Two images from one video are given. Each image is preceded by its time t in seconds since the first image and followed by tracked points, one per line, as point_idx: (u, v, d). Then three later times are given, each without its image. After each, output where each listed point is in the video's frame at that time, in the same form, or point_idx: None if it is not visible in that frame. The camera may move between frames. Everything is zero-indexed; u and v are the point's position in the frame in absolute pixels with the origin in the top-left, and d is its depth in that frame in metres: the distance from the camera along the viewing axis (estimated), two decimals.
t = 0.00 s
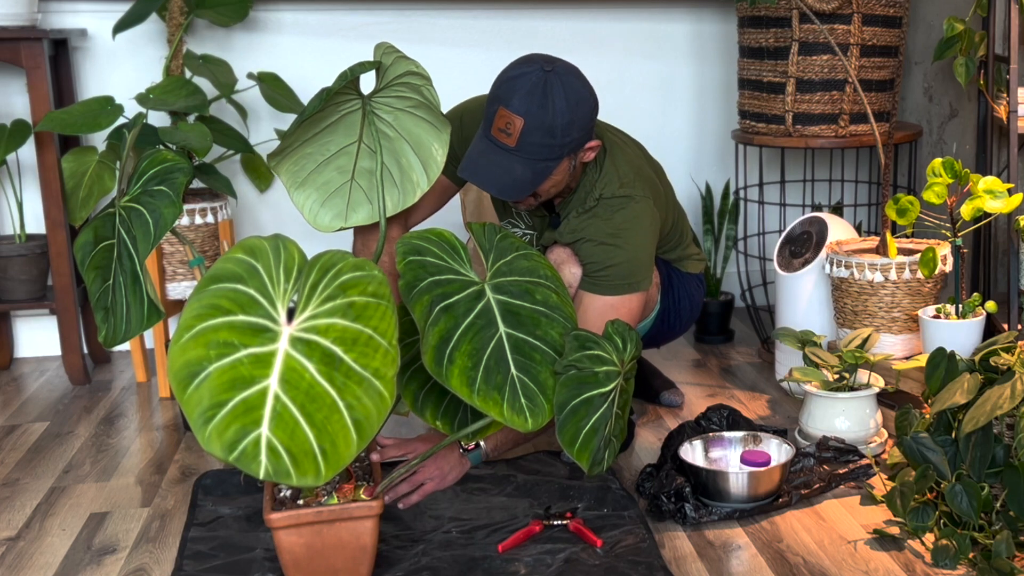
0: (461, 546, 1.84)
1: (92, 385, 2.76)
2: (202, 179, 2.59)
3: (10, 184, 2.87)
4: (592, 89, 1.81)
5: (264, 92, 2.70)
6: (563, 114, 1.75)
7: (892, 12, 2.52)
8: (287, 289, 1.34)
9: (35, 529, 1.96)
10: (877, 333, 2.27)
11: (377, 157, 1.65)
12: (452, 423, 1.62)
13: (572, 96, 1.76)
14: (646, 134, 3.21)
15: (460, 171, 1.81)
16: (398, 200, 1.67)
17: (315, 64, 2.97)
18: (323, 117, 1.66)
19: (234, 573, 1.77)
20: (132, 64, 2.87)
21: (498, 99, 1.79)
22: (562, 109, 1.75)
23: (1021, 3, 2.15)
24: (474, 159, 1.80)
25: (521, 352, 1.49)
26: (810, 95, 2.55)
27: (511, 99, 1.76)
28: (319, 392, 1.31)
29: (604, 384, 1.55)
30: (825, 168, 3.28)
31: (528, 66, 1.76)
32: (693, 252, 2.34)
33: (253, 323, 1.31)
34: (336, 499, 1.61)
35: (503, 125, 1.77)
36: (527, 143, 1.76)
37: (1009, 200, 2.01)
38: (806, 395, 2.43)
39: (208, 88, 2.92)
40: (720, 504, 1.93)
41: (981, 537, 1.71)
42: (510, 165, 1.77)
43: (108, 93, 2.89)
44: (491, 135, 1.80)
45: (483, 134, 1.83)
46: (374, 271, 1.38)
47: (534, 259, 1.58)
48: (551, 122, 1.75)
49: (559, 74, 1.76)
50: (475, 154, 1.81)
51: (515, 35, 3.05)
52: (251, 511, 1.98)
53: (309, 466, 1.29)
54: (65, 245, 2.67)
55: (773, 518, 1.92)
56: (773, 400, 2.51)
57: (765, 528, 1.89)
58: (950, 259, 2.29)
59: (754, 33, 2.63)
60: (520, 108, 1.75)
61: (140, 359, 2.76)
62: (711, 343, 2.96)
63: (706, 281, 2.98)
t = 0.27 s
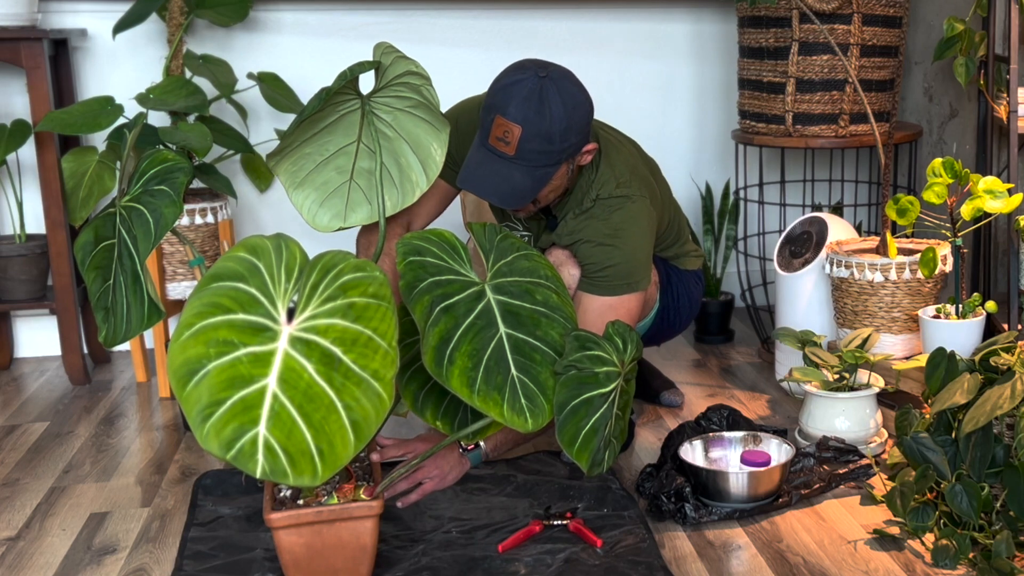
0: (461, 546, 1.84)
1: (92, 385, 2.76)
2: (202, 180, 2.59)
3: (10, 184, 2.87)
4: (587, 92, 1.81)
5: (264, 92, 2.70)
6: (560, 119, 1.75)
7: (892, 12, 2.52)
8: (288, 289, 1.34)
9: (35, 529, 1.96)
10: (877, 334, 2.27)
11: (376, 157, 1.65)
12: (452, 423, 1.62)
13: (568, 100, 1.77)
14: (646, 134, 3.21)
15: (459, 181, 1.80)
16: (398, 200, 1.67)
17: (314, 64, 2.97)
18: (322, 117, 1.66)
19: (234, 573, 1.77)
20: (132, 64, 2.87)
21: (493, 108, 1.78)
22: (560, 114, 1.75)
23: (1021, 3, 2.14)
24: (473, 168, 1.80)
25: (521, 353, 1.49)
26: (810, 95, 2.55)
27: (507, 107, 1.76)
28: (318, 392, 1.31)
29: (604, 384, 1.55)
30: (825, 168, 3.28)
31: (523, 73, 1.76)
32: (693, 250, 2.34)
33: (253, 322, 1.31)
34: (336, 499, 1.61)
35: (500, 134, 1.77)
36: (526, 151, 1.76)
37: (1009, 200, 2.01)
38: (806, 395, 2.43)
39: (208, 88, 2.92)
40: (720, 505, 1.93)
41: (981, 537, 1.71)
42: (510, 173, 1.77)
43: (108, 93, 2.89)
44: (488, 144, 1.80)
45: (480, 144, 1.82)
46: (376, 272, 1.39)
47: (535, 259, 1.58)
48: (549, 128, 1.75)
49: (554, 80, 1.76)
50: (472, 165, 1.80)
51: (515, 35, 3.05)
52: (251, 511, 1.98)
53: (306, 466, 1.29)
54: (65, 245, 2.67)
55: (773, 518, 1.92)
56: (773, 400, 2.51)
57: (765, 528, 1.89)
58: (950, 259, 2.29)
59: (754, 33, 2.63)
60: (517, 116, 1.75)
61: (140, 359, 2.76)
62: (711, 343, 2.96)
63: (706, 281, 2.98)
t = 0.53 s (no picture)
0: (461, 546, 1.84)
1: (92, 385, 2.76)
2: (201, 180, 2.59)
3: (10, 184, 2.87)
4: (583, 93, 1.81)
5: (264, 92, 2.70)
6: (557, 122, 1.75)
7: (892, 12, 2.52)
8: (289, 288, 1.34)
9: (35, 529, 1.96)
10: (877, 333, 2.27)
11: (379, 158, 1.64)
12: (453, 423, 1.62)
13: (564, 101, 1.77)
14: (646, 134, 3.22)
15: (457, 186, 1.80)
16: (401, 201, 1.68)
17: (314, 64, 2.97)
18: (326, 117, 1.66)
19: (234, 573, 1.77)
20: (132, 64, 2.87)
21: (490, 111, 1.78)
22: (556, 116, 1.75)
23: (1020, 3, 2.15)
24: (472, 172, 1.80)
25: (521, 353, 1.49)
26: (810, 95, 2.55)
27: (504, 110, 1.76)
28: (320, 390, 1.31)
29: (604, 383, 1.55)
30: (825, 168, 3.28)
31: (518, 76, 1.76)
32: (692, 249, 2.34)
33: (255, 321, 1.31)
34: (336, 499, 1.61)
35: (498, 137, 1.77)
36: (524, 154, 1.76)
37: (1009, 200, 2.01)
38: (806, 395, 2.43)
39: (208, 88, 2.92)
40: (720, 504, 1.93)
41: (981, 537, 1.71)
42: (508, 176, 1.77)
43: (108, 93, 2.89)
44: (486, 148, 1.80)
45: (478, 147, 1.82)
46: (376, 271, 1.39)
47: (535, 259, 1.58)
48: (546, 129, 1.75)
49: (550, 81, 1.76)
50: (471, 168, 1.80)
51: (515, 35, 3.05)
52: (251, 511, 1.98)
53: (309, 465, 1.29)
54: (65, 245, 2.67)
55: (773, 518, 1.92)
56: (773, 400, 2.51)
57: (765, 528, 1.89)
58: (950, 259, 2.29)
59: (754, 33, 2.63)
60: (514, 119, 1.75)
61: (140, 359, 2.76)
62: (711, 343, 2.96)
63: (706, 281, 2.98)
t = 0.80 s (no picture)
0: (461, 546, 1.84)
1: (92, 385, 2.76)
2: (201, 180, 2.59)
3: (10, 184, 2.87)
4: (588, 91, 1.81)
5: (264, 92, 2.70)
6: (562, 118, 1.75)
7: (892, 12, 2.52)
8: (288, 289, 1.34)
9: (35, 529, 1.96)
10: (877, 333, 2.27)
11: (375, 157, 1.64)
12: (452, 423, 1.62)
13: (570, 97, 1.77)
14: (646, 134, 3.22)
15: (461, 181, 1.80)
16: (397, 200, 1.68)
17: (314, 64, 2.97)
18: (322, 117, 1.66)
19: (234, 573, 1.77)
20: (132, 64, 2.87)
21: (496, 107, 1.78)
22: (561, 112, 1.75)
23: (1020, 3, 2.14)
24: (476, 167, 1.79)
25: (521, 353, 1.49)
26: (810, 95, 2.55)
27: (509, 106, 1.76)
28: (319, 391, 1.31)
29: (605, 383, 1.55)
30: (825, 168, 3.28)
31: (524, 73, 1.76)
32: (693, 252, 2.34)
33: (254, 322, 1.31)
34: (336, 499, 1.61)
35: (503, 133, 1.77)
36: (528, 150, 1.76)
37: (1009, 200, 2.01)
38: (806, 395, 2.43)
39: (208, 88, 2.92)
40: (720, 504, 1.93)
41: (981, 537, 1.71)
42: (512, 172, 1.77)
43: (108, 93, 2.89)
44: (491, 143, 1.80)
45: (483, 143, 1.82)
46: (376, 272, 1.39)
47: (535, 259, 1.58)
48: (552, 126, 1.75)
49: (556, 77, 1.76)
50: (476, 163, 1.80)
51: (515, 35, 3.05)
52: (251, 511, 1.98)
53: (309, 466, 1.29)
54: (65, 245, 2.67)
55: (773, 518, 1.92)
56: (773, 400, 2.51)
57: (765, 528, 1.89)
58: (950, 259, 2.29)
59: (754, 33, 2.63)
60: (519, 116, 1.75)
61: (140, 359, 2.76)
62: (711, 343, 2.96)
63: (706, 281, 2.98)
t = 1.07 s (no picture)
0: (461, 546, 1.84)
1: (92, 385, 2.76)
2: (201, 180, 2.59)
3: (10, 184, 2.87)
4: (593, 91, 1.81)
5: (264, 92, 2.70)
6: (566, 117, 1.75)
7: (892, 12, 2.52)
8: (288, 290, 1.34)
9: (35, 529, 1.95)
10: (877, 333, 2.27)
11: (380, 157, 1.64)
12: (452, 423, 1.61)
13: (575, 97, 1.77)
14: (646, 134, 3.22)
15: (461, 174, 1.80)
16: (400, 200, 1.68)
17: (314, 64, 2.97)
18: (326, 116, 1.66)
19: (234, 573, 1.77)
20: (132, 64, 2.87)
21: (500, 102, 1.78)
22: (566, 110, 1.75)
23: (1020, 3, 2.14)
24: (477, 161, 1.79)
25: (521, 353, 1.49)
26: (810, 95, 2.55)
27: (514, 102, 1.76)
28: (319, 392, 1.31)
29: (604, 383, 1.55)
30: (825, 168, 3.28)
31: (531, 70, 1.76)
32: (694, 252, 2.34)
33: (254, 322, 1.31)
34: (336, 499, 1.61)
35: (507, 128, 1.77)
36: (531, 147, 1.76)
37: (1009, 200, 2.01)
38: (806, 395, 2.43)
39: (208, 88, 2.92)
40: (720, 505, 1.93)
41: (981, 537, 1.71)
42: (513, 168, 1.77)
43: (108, 93, 2.89)
44: (494, 138, 1.79)
45: (485, 137, 1.82)
46: (376, 272, 1.39)
47: (535, 259, 1.58)
48: (556, 124, 1.75)
49: (563, 76, 1.76)
50: (477, 158, 1.80)
51: (515, 35, 3.05)
52: (251, 511, 1.98)
53: (308, 466, 1.29)
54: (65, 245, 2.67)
55: (773, 518, 1.92)
56: (773, 400, 2.51)
57: (765, 528, 1.89)
58: (950, 259, 2.29)
59: (754, 33, 2.63)
60: (524, 112, 1.75)
61: (140, 359, 2.76)
62: (711, 343, 2.96)
63: (706, 281, 2.98)
